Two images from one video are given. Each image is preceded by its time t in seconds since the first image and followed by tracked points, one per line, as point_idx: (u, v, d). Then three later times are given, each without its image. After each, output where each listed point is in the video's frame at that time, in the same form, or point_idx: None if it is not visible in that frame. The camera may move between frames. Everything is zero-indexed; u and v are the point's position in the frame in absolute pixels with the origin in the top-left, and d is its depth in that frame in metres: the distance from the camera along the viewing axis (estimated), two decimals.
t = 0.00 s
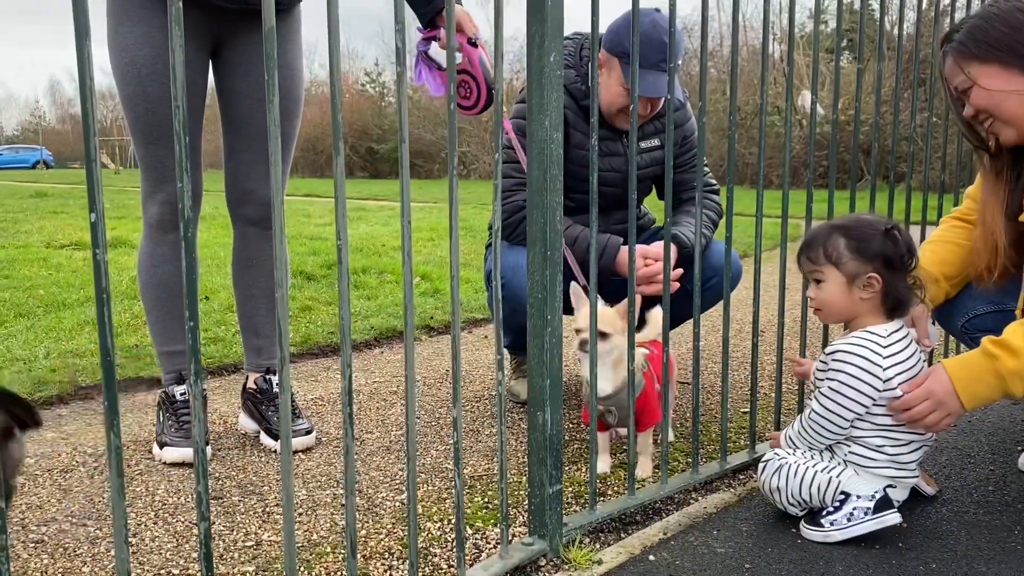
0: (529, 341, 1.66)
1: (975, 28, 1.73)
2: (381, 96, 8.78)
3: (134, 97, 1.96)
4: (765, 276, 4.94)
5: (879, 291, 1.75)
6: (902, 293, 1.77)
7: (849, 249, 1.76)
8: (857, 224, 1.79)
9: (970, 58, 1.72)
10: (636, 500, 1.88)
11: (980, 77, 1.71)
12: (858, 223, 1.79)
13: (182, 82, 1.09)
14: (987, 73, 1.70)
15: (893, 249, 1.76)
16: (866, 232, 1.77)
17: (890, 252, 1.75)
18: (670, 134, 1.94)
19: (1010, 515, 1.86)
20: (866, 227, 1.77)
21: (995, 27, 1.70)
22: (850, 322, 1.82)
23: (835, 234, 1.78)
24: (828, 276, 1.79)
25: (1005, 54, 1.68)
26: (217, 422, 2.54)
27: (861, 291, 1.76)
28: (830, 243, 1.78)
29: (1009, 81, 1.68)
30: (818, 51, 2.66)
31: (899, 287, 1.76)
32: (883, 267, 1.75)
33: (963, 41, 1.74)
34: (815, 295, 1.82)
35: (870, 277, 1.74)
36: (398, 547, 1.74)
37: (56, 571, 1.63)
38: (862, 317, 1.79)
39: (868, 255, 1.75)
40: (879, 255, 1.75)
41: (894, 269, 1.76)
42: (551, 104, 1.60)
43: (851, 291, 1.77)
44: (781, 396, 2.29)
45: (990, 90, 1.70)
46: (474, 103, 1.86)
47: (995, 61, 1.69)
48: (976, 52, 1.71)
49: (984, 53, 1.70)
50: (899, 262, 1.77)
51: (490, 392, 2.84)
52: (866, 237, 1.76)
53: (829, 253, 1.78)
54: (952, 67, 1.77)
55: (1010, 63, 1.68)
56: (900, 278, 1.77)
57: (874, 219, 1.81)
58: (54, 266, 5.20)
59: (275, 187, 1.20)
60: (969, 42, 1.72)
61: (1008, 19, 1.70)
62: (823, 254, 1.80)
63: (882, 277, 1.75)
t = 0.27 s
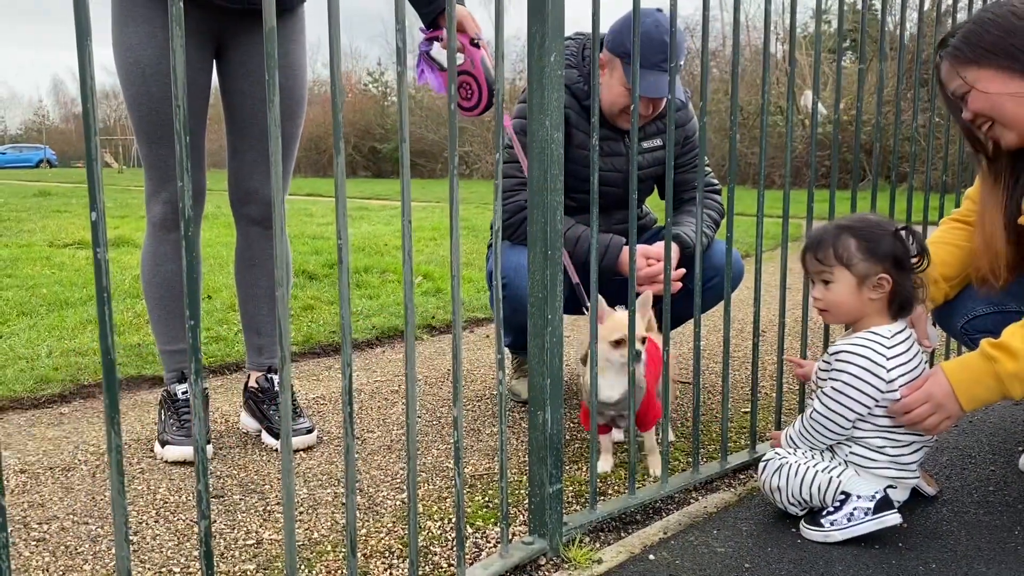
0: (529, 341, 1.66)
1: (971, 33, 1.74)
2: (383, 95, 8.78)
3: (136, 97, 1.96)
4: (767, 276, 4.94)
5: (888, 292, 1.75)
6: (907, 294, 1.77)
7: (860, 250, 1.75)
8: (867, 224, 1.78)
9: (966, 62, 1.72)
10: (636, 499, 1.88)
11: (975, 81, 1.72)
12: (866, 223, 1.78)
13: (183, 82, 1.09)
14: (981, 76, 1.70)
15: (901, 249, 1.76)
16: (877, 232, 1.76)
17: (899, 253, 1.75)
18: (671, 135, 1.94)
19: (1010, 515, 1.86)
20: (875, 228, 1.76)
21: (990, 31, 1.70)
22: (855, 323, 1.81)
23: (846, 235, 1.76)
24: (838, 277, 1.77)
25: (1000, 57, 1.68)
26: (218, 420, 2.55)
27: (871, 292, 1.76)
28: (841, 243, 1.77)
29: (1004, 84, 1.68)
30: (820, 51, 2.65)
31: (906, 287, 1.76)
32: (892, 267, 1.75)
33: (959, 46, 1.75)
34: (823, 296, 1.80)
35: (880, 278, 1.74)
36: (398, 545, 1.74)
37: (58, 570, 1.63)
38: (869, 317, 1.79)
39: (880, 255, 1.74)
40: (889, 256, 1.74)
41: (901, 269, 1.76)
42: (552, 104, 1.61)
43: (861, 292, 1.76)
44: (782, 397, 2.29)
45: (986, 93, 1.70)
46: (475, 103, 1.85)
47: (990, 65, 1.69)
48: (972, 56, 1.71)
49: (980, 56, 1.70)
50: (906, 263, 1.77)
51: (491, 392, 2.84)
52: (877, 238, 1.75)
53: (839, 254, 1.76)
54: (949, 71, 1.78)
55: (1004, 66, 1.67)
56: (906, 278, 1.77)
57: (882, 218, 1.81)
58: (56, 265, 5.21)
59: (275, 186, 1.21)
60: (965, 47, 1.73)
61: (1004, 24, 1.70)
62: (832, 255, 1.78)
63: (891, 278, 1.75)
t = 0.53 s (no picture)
0: (526, 340, 1.66)
1: (967, 35, 1.74)
2: (384, 94, 8.79)
3: (135, 95, 1.97)
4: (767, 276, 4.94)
5: (883, 295, 1.75)
6: (907, 296, 1.76)
7: (853, 253, 1.76)
8: (861, 226, 1.78)
9: (964, 65, 1.72)
10: (634, 499, 1.88)
11: (973, 83, 1.72)
12: (860, 226, 1.78)
13: (180, 81, 1.09)
14: (979, 80, 1.70)
15: (896, 252, 1.75)
16: (870, 235, 1.76)
17: (893, 255, 1.75)
18: (671, 135, 1.93)
19: (1008, 517, 1.86)
20: (869, 230, 1.77)
21: (987, 33, 1.70)
22: (856, 324, 1.82)
23: (839, 237, 1.77)
24: (832, 279, 1.78)
25: (998, 60, 1.67)
26: (217, 419, 2.55)
27: (867, 295, 1.76)
28: (834, 246, 1.77)
29: (1002, 87, 1.68)
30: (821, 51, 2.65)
31: (904, 290, 1.76)
32: (887, 270, 1.75)
33: (955, 49, 1.75)
34: (820, 298, 1.82)
35: (874, 281, 1.74)
36: (395, 545, 1.74)
37: (54, 568, 1.63)
38: (867, 320, 1.79)
39: (873, 258, 1.75)
40: (883, 259, 1.75)
41: (898, 271, 1.76)
42: (550, 103, 1.60)
43: (855, 294, 1.77)
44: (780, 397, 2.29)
45: (984, 96, 1.70)
46: (477, 103, 1.87)
47: (987, 68, 1.68)
48: (968, 60, 1.71)
49: (977, 59, 1.70)
50: (903, 264, 1.76)
51: (490, 391, 2.84)
52: (870, 241, 1.76)
53: (833, 256, 1.77)
54: (946, 74, 1.78)
55: (1000, 69, 1.67)
56: (905, 280, 1.77)
57: (878, 220, 1.81)
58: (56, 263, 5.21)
59: (272, 186, 1.21)
60: (961, 49, 1.73)
61: (1000, 27, 1.70)
62: (827, 258, 1.79)
63: (886, 281, 1.75)
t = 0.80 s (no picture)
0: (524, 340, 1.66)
1: (964, 38, 1.74)
2: (384, 94, 8.79)
3: (135, 93, 1.96)
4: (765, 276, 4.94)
5: (885, 299, 1.75)
6: (910, 301, 1.76)
7: (857, 256, 1.76)
8: (867, 229, 1.78)
9: (960, 68, 1.73)
10: (631, 498, 1.88)
11: (968, 87, 1.72)
12: (866, 229, 1.78)
13: (177, 78, 1.09)
14: (974, 83, 1.71)
15: (901, 257, 1.75)
16: (875, 238, 1.76)
17: (898, 259, 1.75)
18: (670, 135, 1.93)
19: (1004, 517, 1.86)
20: (874, 234, 1.77)
21: (984, 36, 1.71)
22: (857, 327, 1.82)
23: (844, 240, 1.77)
24: (835, 282, 1.78)
25: (994, 63, 1.68)
26: (215, 417, 2.55)
27: (869, 298, 1.76)
28: (838, 248, 1.78)
29: (998, 89, 1.68)
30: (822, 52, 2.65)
31: (907, 296, 1.76)
32: (891, 274, 1.75)
33: (952, 52, 1.75)
34: (822, 300, 1.82)
35: (876, 284, 1.74)
36: (392, 543, 1.74)
37: (51, 565, 1.63)
38: (868, 323, 1.79)
39: (877, 262, 1.75)
40: (887, 263, 1.75)
41: (902, 275, 1.76)
42: (549, 102, 1.60)
43: (857, 297, 1.77)
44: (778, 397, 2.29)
45: (979, 100, 1.70)
46: (476, 101, 1.85)
47: (983, 71, 1.69)
48: (964, 63, 1.72)
49: (973, 62, 1.70)
50: (907, 269, 1.76)
51: (488, 390, 2.84)
52: (875, 244, 1.76)
53: (836, 258, 1.78)
54: (942, 77, 1.78)
55: (996, 72, 1.68)
56: (909, 285, 1.76)
57: (884, 224, 1.81)
58: (55, 261, 5.21)
59: (270, 183, 1.21)
60: (957, 53, 1.74)
61: (997, 30, 1.70)
62: (830, 260, 1.79)
63: (889, 285, 1.75)
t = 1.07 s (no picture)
0: (524, 340, 1.67)
1: (960, 41, 1.74)
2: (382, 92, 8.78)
3: (133, 89, 1.96)
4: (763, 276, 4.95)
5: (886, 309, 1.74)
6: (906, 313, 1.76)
7: (869, 263, 1.73)
8: (876, 236, 1.76)
9: (956, 71, 1.73)
10: (629, 497, 1.88)
11: (964, 90, 1.73)
12: (877, 237, 1.76)
13: (175, 74, 1.09)
14: (970, 86, 1.71)
15: (907, 268, 1.75)
16: (885, 246, 1.74)
17: (903, 270, 1.74)
18: (668, 135, 1.93)
19: (1001, 517, 1.87)
20: (886, 243, 1.75)
21: (980, 38, 1.70)
22: (847, 333, 1.79)
23: (858, 246, 1.73)
24: (844, 288, 1.74)
25: (990, 66, 1.68)
26: (212, 415, 2.54)
27: (874, 306, 1.73)
28: (851, 254, 1.74)
29: (992, 92, 1.68)
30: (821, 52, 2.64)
31: (906, 308, 1.76)
32: (896, 284, 1.74)
33: (948, 54, 1.76)
34: (823, 306, 1.76)
35: (884, 294, 1.72)
36: (389, 541, 1.74)
37: (47, 563, 1.63)
38: (864, 330, 1.77)
39: (886, 270, 1.73)
40: (896, 273, 1.73)
41: (906, 286, 1.75)
42: (547, 102, 1.60)
43: (863, 305, 1.73)
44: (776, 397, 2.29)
45: (975, 103, 1.71)
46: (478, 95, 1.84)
47: (979, 74, 1.69)
48: (960, 66, 1.72)
49: (969, 65, 1.71)
50: (909, 280, 1.76)
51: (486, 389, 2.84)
52: (885, 252, 1.73)
53: (848, 264, 1.73)
54: (939, 79, 1.79)
55: (992, 76, 1.68)
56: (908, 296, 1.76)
57: (889, 233, 1.79)
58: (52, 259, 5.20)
59: (269, 181, 1.20)
60: (954, 55, 1.74)
61: (993, 33, 1.70)
62: (840, 265, 1.74)
63: (895, 295, 1.73)
